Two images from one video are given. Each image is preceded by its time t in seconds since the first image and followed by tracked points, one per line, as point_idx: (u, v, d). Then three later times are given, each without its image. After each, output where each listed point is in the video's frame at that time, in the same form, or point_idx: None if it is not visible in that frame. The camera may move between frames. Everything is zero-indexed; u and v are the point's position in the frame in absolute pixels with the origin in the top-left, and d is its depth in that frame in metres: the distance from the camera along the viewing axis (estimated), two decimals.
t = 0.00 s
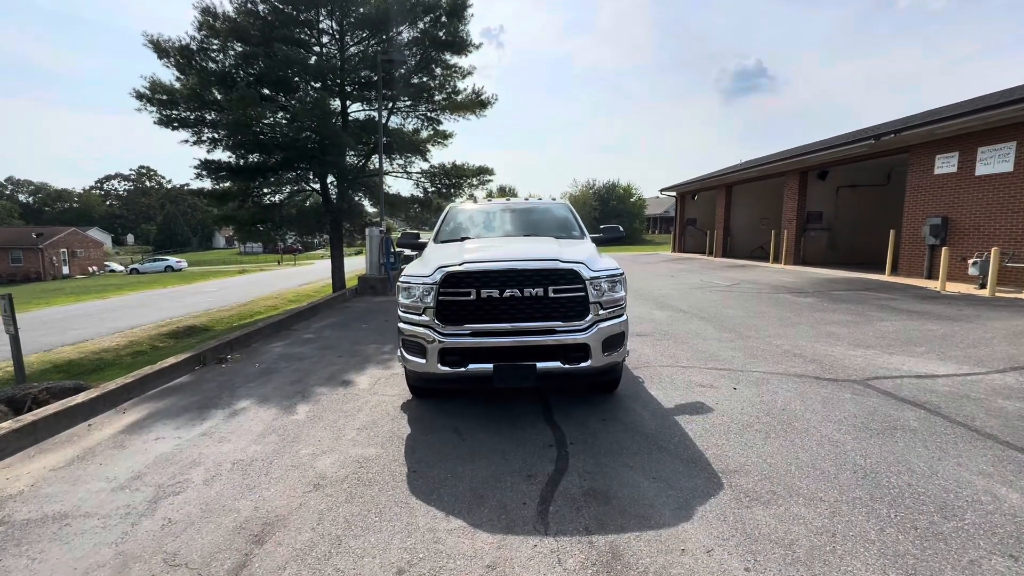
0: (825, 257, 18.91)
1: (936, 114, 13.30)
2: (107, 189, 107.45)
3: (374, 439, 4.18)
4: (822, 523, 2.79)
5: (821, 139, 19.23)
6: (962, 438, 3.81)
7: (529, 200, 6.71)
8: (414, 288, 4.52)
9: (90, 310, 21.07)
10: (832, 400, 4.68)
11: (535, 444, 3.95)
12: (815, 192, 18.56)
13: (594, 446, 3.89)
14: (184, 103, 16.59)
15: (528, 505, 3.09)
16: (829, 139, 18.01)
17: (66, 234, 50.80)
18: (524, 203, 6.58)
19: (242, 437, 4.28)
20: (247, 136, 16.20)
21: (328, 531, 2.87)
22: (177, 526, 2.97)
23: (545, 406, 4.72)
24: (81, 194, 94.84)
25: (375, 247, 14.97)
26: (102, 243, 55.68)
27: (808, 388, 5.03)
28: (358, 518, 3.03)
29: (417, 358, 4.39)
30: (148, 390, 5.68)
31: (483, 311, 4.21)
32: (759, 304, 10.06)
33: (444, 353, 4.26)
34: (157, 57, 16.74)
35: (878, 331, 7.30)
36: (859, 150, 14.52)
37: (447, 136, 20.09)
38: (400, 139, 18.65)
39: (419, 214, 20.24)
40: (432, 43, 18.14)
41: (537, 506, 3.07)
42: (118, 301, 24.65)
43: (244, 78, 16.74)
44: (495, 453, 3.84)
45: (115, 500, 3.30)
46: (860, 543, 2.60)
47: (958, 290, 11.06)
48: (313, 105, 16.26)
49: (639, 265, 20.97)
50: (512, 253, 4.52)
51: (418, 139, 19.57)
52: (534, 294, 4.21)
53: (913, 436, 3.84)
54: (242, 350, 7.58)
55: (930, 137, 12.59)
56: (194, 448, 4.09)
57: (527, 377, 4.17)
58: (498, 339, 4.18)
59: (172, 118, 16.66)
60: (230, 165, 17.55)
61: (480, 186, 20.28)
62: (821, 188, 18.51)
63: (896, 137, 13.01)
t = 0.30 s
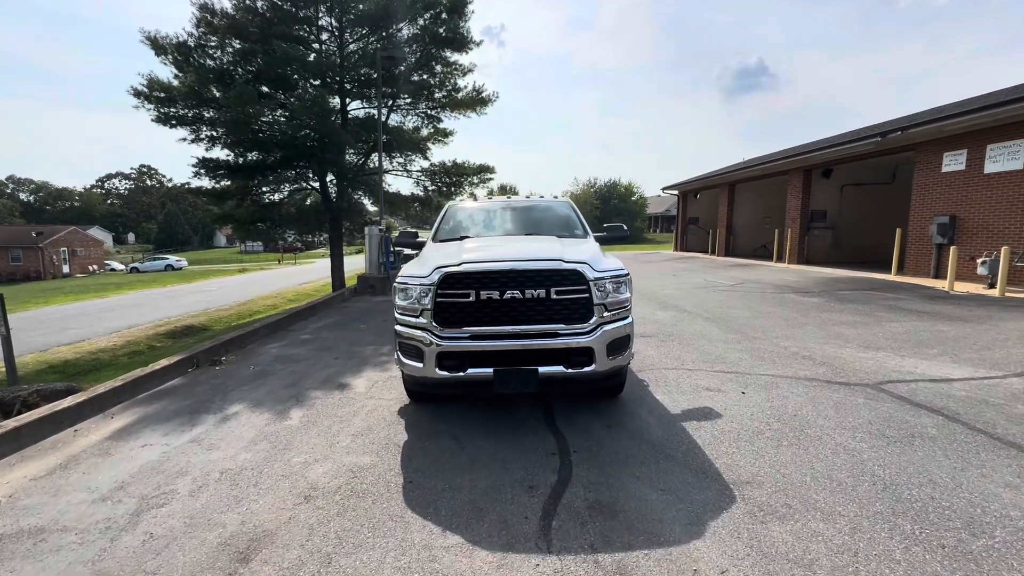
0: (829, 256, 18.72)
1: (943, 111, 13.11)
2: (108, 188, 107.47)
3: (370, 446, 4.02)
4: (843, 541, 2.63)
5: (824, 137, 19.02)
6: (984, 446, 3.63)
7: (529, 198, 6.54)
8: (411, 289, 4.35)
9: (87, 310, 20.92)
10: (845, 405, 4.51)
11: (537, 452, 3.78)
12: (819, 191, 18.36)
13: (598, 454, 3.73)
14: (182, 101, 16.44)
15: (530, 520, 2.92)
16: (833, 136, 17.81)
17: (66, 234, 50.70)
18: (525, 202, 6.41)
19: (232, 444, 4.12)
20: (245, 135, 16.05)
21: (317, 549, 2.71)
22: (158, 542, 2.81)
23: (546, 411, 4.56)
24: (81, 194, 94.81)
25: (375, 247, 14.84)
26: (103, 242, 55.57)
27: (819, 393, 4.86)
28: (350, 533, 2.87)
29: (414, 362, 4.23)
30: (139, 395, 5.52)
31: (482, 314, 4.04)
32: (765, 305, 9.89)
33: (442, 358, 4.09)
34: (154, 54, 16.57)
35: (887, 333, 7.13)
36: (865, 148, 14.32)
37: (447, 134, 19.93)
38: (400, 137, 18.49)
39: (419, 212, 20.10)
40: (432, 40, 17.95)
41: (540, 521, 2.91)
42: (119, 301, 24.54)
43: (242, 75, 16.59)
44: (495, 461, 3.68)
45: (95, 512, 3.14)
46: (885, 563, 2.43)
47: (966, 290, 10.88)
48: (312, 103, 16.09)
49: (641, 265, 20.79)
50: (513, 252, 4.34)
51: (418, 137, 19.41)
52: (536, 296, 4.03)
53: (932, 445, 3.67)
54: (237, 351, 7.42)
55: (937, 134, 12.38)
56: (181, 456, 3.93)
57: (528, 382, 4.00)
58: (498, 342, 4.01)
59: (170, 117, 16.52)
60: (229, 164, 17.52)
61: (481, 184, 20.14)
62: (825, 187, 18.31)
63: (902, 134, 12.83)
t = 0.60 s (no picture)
0: (834, 254, 18.50)
1: (950, 107, 12.89)
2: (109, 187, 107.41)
3: (361, 453, 3.84)
4: (862, 560, 2.44)
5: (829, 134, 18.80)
6: (1006, 455, 3.45)
7: (529, 195, 6.36)
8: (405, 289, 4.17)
9: (86, 309, 20.84)
10: (856, 410, 4.32)
11: (535, 459, 3.61)
12: (823, 189, 18.14)
13: (599, 462, 3.55)
14: (180, 98, 16.27)
15: (526, 535, 2.75)
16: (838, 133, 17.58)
17: (66, 232, 50.59)
18: (525, 198, 6.23)
19: (218, 450, 3.95)
20: (243, 132, 15.88)
21: (299, 566, 2.54)
22: (131, 558, 2.64)
23: (545, 416, 4.38)
24: (83, 192, 94.76)
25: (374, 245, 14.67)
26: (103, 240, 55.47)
27: (829, 396, 4.67)
28: (335, 548, 2.70)
29: (407, 365, 4.05)
30: (126, 398, 5.36)
31: (478, 315, 3.86)
32: (770, 304, 9.70)
33: (436, 360, 3.92)
34: (152, 50, 16.39)
35: (896, 333, 6.94)
36: (871, 144, 14.10)
37: (448, 132, 19.74)
38: (399, 134, 18.31)
39: (419, 211, 19.93)
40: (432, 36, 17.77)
41: (536, 536, 2.73)
42: (118, 299, 24.41)
43: (240, 72, 16.43)
44: (491, 470, 3.50)
45: (68, 525, 2.97)
46: None
47: (975, 289, 10.67)
48: (311, 100, 15.91)
49: (644, 263, 20.58)
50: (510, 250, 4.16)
51: (418, 135, 19.23)
52: (534, 296, 3.85)
53: (951, 453, 3.49)
54: (231, 352, 7.25)
55: (945, 131, 12.16)
56: (163, 464, 3.76)
57: (526, 386, 3.83)
58: (495, 345, 3.84)
59: (168, 114, 16.36)
60: (227, 162, 17.39)
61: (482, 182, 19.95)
62: (830, 184, 18.08)
63: (909, 130, 12.60)
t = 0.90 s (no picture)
0: (839, 253, 18.26)
1: (959, 102, 12.62)
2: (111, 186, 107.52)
3: (346, 463, 3.66)
4: None
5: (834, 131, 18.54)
6: None
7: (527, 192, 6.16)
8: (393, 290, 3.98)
9: (85, 308, 20.73)
10: (867, 418, 4.12)
11: (529, 471, 3.42)
12: (828, 186, 17.88)
13: (596, 475, 3.35)
14: (177, 96, 16.08)
15: (516, 557, 2.55)
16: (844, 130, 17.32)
17: (68, 231, 50.56)
18: (522, 196, 6.03)
19: (196, 460, 3.77)
20: (240, 130, 15.69)
21: None
22: None
23: (541, 423, 4.18)
24: (85, 191, 94.85)
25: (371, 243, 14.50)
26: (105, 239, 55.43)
27: (838, 402, 4.46)
28: (310, 571, 2.51)
29: (395, 370, 3.87)
30: (109, 402, 5.18)
31: (469, 318, 3.66)
32: (775, 304, 9.47)
33: (426, 365, 3.73)
34: (148, 47, 16.19)
35: (905, 334, 6.72)
36: (877, 140, 13.83)
37: (448, 129, 19.52)
38: (399, 131, 18.11)
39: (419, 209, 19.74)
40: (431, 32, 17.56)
41: (527, 558, 2.54)
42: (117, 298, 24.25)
43: (237, 69, 16.23)
44: (481, 482, 3.31)
45: (29, 543, 2.80)
46: None
47: (985, 288, 10.43)
48: (308, 96, 15.70)
49: (646, 262, 20.35)
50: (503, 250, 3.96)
51: (418, 132, 19.02)
52: (528, 298, 3.66)
53: (970, 465, 3.28)
54: (221, 354, 7.07)
55: (955, 126, 11.89)
56: (138, 474, 3.58)
57: (520, 394, 3.63)
58: (487, 349, 3.64)
59: (165, 111, 16.18)
60: (225, 160, 17.21)
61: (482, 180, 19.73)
62: (834, 182, 17.83)
63: (917, 127, 12.33)
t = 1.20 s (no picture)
0: (845, 251, 18.02)
1: (970, 97, 12.36)
2: (114, 185, 107.71)
3: (335, 474, 3.49)
4: None
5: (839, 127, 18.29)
6: None
7: (527, 189, 5.98)
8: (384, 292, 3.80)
9: (86, 307, 20.66)
10: (882, 425, 3.93)
11: (526, 483, 3.25)
12: (834, 183, 17.63)
13: (597, 487, 3.18)
14: (175, 93, 15.94)
15: None
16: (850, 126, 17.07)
17: (71, 230, 50.59)
18: (522, 193, 5.85)
19: (179, 469, 3.61)
20: (240, 128, 15.55)
21: None
22: None
23: (540, 430, 4.01)
24: (88, 190, 95.08)
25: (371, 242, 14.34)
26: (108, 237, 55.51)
27: (850, 409, 4.28)
28: None
29: (386, 375, 3.69)
30: (95, 407, 5.03)
31: (463, 321, 3.49)
32: (782, 304, 9.28)
33: (417, 371, 3.56)
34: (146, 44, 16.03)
35: (917, 336, 6.52)
36: (886, 136, 13.58)
37: (449, 127, 19.35)
38: (399, 129, 17.95)
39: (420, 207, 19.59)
40: (432, 28, 17.37)
41: None
42: (119, 297, 24.13)
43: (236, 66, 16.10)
44: (475, 495, 3.14)
45: None
46: None
47: (996, 287, 10.21)
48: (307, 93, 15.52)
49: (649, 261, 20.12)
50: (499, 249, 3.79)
51: (420, 129, 18.86)
52: (525, 300, 3.48)
53: (994, 478, 3.10)
54: (215, 355, 6.92)
55: (965, 122, 11.65)
56: (117, 485, 3.43)
57: (517, 401, 3.46)
58: (483, 354, 3.47)
59: (164, 109, 16.05)
60: (224, 158, 17.07)
61: (484, 178, 19.56)
62: (840, 179, 17.59)
63: (926, 122, 12.08)
